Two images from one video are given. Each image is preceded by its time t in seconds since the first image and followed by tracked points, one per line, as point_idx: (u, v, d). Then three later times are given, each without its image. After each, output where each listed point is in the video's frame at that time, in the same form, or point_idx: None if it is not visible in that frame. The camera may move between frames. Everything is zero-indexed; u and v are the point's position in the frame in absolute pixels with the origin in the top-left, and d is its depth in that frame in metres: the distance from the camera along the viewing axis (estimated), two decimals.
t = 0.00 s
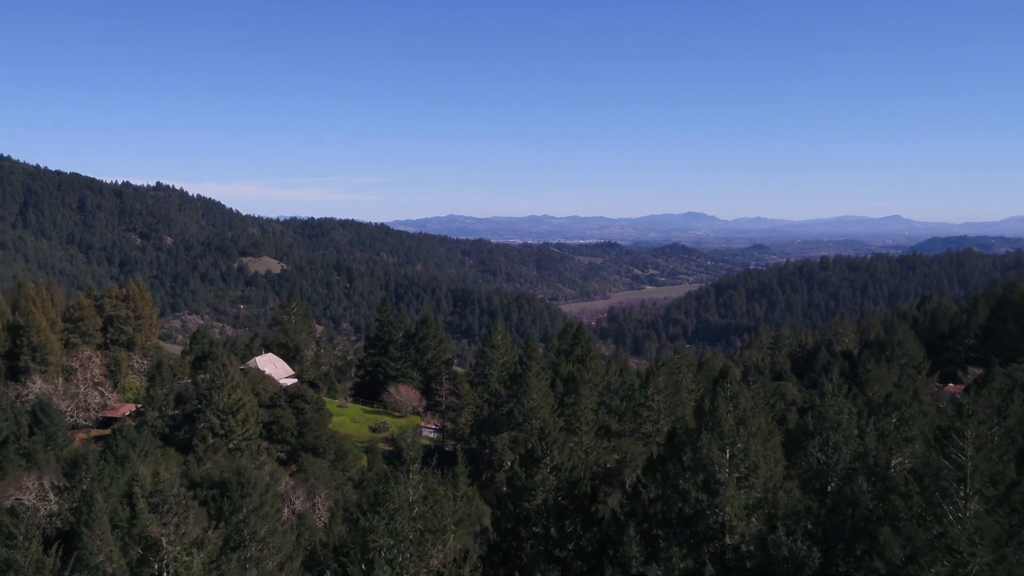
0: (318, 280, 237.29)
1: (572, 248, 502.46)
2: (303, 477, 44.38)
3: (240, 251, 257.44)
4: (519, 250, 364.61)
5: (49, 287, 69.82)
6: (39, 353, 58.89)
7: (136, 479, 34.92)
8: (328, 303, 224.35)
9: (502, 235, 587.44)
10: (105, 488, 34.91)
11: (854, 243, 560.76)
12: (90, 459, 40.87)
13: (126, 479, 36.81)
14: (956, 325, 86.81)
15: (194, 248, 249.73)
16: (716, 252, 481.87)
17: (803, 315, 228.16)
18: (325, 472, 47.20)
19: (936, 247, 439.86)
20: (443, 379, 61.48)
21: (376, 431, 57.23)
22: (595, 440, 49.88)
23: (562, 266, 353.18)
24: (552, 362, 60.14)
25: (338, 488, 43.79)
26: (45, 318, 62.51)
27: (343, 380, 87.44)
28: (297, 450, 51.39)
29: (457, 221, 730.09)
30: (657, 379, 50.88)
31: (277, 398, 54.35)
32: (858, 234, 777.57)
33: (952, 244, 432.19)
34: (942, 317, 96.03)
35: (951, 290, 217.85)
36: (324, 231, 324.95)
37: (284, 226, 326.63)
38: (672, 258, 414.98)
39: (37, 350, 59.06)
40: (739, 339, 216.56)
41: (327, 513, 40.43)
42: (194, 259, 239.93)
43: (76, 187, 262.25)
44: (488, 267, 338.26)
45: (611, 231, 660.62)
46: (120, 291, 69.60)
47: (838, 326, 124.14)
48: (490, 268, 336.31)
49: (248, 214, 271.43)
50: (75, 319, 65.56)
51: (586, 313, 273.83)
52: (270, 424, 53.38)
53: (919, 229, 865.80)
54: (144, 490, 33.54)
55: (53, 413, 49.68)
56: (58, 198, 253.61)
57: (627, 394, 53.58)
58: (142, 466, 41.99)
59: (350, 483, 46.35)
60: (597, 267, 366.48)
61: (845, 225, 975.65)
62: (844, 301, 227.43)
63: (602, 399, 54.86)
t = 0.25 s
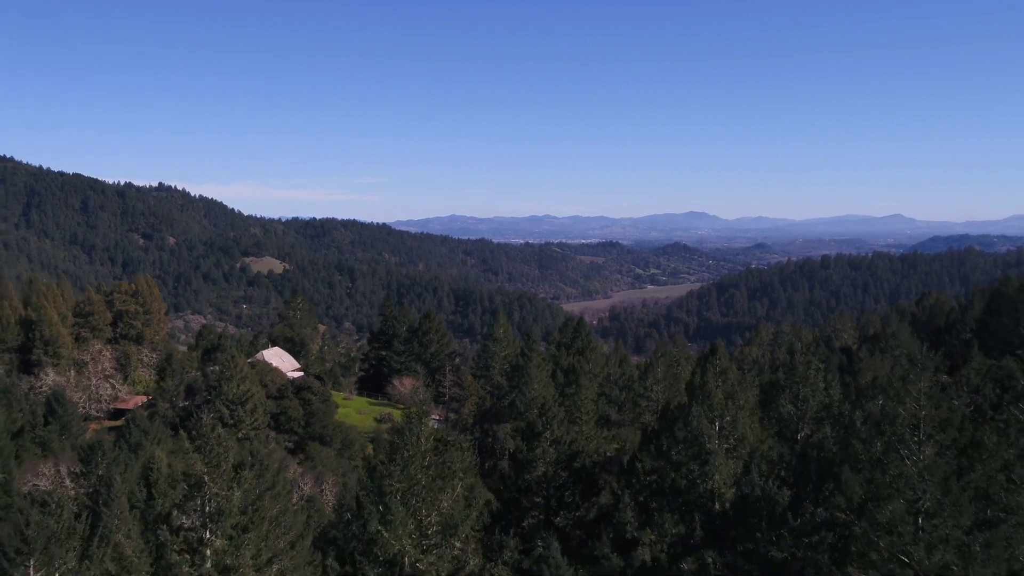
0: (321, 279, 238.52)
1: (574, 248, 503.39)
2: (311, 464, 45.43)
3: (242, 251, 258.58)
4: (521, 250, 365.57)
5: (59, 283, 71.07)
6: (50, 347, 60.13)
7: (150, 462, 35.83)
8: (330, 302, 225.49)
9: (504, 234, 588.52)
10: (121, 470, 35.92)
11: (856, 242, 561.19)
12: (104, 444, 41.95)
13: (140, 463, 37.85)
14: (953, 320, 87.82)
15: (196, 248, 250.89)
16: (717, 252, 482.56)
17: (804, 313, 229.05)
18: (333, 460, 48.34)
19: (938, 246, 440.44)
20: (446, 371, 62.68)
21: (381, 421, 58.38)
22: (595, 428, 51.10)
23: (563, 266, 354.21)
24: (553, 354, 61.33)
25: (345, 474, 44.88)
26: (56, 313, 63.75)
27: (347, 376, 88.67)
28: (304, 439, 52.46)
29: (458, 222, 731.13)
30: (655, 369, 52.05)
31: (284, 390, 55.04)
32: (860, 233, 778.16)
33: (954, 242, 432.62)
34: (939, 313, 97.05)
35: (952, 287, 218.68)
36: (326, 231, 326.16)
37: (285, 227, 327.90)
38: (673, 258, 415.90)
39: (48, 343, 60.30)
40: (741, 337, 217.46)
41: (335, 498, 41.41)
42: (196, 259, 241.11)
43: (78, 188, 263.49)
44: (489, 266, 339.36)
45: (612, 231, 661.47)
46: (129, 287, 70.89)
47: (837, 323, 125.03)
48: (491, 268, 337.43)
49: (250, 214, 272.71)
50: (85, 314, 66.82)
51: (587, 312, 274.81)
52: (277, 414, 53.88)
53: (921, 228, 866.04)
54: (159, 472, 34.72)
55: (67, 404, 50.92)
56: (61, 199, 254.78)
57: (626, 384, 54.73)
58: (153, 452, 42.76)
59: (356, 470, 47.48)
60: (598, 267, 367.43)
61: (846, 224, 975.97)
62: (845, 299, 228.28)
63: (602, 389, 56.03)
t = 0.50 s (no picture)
0: (323, 279, 240.13)
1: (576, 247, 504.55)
2: (320, 451, 46.99)
3: (245, 251, 260.12)
4: (523, 250, 367.05)
5: (70, 279, 72.68)
6: (64, 340, 61.72)
7: (166, 446, 37.14)
8: (333, 301, 227.06)
9: (505, 234, 589.94)
10: (138, 454, 37.51)
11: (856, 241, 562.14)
12: (120, 430, 43.53)
13: (155, 449, 39.44)
14: (949, 316, 89.09)
15: (199, 248, 252.42)
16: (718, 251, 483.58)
17: (804, 312, 230.29)
18: (340, 447, 49.83)
19: (938, 245, 441.08)
20: (450, 364, 64.14)
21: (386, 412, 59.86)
22: (595, 418, 52.60)
23: (565, 266, 355.68)
24: (554, 346, 62.73)
25: (352, 461, 46.41)
26: (69, 308, 65.37)
27: (352, 370, 90.19)
28: (312, 428, 53.97)
29: (460, 222, 733.05)
30: (654, 360, 53.47)
31: (292, 381, 56.30)
32: (861, 232, 778.93)
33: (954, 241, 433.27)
34: (935, 310, 98.35)
35: (952, 286, 219.73)
36: (328, 231, 327.95)
37: (288, 227, 329.62)
38: (674, 257, 417.20)
39: (62, 337, 61.89)
40: (741, 336, 218.73)
41: (343, 481, 43.11)
42: (199, 259, 242.60)
43: (82, 189, 265.28)
44: (491, 266, 340.54)
45: (613, 231, 662.88)
46: (138, 282, 72.42)
47: (836, 320, 126.40)
48: (493, 268, 338.86)
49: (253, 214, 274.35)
50: (97, 309, 68.45)
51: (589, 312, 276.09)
52: (285, 405, 55.03)
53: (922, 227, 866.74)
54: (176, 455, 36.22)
55: (81, 394, 52.47)
56: (64, 200, 256.57)
57: (626, 375, 56.15)
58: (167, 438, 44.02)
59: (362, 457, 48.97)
60: (600, 266, 368.78)
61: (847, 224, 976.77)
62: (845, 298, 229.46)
63: (602, 380, 57.45)
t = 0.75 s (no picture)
0: (325, 278, 241.45)
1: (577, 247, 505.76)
2: (326, 439, 48.24)
3: (247, 251, 261.35)
4: (524, 249, 368.25)
5: (79, 275, 73.95)
6: (75, 334, 62.97)
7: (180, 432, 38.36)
8: (335, 301, 228.38)
9: (506, 234, 591.10)
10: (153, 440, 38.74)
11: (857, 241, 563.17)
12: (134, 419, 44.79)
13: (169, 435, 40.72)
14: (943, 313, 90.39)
15: (201, 248, 253.69)
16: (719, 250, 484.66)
17: (804, 310, 231.36)
18: (346, 437, 51.04)
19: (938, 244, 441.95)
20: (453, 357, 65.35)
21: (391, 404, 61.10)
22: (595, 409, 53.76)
23: (566, 266, 356.91)
24: (555, 339, 63.94)
25: (359, 449, 47.65)
26: (79, 303, 66.64)
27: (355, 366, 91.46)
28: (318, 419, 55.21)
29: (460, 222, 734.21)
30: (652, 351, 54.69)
31: (299, 373, 57.56)
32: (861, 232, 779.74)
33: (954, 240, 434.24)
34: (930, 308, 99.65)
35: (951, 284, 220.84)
36: (329, 232, 329.31)
37: (290, 227, 330.95)
38: (675, 257, 418.42)
39: (73, 331, 63.15)
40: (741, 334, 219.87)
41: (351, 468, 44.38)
42: (201, 259, 243.84)
43: (84, 190, 266.60)
44: (493, 265, 341.41)
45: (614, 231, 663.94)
46: (146, 278, 73.65)
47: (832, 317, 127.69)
48: (494, 267, 340.07)
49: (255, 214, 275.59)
50: (106, 304, 69.72)
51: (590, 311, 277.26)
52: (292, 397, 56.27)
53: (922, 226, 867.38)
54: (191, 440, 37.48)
55: (93, 386, 53.72)
56: (67, 200, 257.84)
57: (625, 367, 57.35)
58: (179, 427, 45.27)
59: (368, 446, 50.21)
60: (601, 266, 369.95)
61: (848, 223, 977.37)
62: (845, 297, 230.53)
63: (602, 372, 58.62)
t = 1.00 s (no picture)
0: (328, 278, 242.85)
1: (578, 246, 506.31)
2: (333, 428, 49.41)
3: (249, 251, 262.81)
4: (525, 249, 369.43)
5: (89, 271, 75.34)
6: (86, 328, 64.26)
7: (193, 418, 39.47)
8: (337, 301, 229.82)
9: (508, 234, 592.46)
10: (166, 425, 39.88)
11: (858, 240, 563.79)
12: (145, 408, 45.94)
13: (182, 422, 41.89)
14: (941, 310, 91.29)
15: (204, 248, 255.29)
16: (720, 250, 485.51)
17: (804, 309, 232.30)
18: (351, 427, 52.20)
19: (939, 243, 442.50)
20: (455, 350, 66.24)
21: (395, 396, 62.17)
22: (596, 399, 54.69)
23: (567, 265, 358.13)
24: (556, 333, 64.85)
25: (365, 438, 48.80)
26: (89, 298, 67.97)
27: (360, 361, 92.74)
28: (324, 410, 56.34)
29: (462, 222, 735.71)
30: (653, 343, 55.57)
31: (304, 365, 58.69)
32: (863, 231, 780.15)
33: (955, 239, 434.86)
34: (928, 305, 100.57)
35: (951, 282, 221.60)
36: (332, 232, 330.76)
37: (292, 227, 332.49)
38: (676, 256, 419.39)
39: (84, 325, 64.46)
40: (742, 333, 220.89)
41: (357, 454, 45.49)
42: (204, 259, 245.37)
43: (87, 191, 268.11)
44: (494, 265, 342.66)
45: (615, 231, 665.09)
46: (155, 274, 75.03)
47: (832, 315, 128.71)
48: (496, 267, 341.26)
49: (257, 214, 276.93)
50: (116, 300, 71.05)
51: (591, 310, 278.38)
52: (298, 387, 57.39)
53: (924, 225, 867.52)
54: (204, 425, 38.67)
55: (104, 378, 54.97)
56: (70, 201, 259.34)
57: (626, 360, 58.29)
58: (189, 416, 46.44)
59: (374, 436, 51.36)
60: (602, 266, 371.07)
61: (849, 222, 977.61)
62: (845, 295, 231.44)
63: (603, 364, 59.56)
